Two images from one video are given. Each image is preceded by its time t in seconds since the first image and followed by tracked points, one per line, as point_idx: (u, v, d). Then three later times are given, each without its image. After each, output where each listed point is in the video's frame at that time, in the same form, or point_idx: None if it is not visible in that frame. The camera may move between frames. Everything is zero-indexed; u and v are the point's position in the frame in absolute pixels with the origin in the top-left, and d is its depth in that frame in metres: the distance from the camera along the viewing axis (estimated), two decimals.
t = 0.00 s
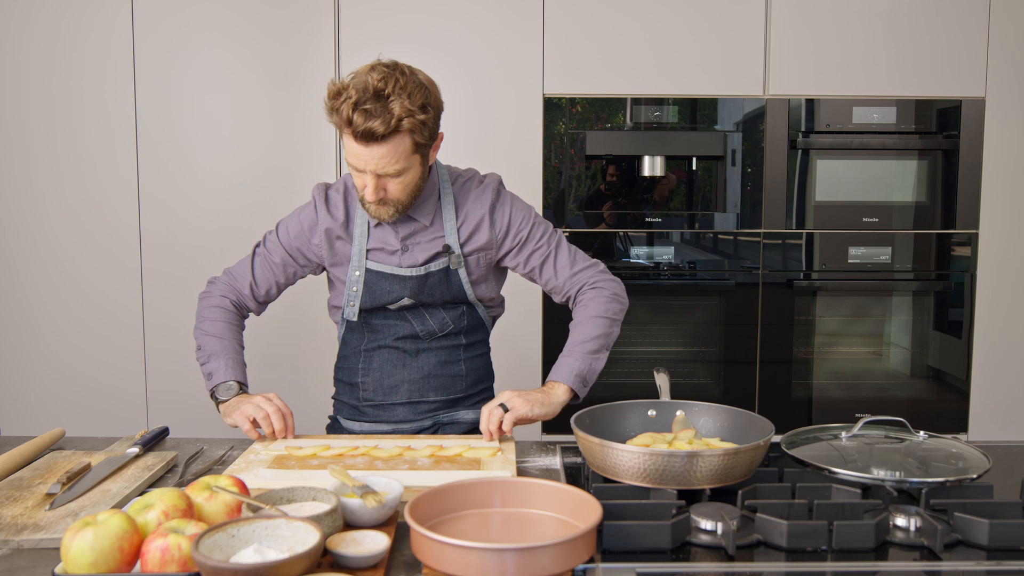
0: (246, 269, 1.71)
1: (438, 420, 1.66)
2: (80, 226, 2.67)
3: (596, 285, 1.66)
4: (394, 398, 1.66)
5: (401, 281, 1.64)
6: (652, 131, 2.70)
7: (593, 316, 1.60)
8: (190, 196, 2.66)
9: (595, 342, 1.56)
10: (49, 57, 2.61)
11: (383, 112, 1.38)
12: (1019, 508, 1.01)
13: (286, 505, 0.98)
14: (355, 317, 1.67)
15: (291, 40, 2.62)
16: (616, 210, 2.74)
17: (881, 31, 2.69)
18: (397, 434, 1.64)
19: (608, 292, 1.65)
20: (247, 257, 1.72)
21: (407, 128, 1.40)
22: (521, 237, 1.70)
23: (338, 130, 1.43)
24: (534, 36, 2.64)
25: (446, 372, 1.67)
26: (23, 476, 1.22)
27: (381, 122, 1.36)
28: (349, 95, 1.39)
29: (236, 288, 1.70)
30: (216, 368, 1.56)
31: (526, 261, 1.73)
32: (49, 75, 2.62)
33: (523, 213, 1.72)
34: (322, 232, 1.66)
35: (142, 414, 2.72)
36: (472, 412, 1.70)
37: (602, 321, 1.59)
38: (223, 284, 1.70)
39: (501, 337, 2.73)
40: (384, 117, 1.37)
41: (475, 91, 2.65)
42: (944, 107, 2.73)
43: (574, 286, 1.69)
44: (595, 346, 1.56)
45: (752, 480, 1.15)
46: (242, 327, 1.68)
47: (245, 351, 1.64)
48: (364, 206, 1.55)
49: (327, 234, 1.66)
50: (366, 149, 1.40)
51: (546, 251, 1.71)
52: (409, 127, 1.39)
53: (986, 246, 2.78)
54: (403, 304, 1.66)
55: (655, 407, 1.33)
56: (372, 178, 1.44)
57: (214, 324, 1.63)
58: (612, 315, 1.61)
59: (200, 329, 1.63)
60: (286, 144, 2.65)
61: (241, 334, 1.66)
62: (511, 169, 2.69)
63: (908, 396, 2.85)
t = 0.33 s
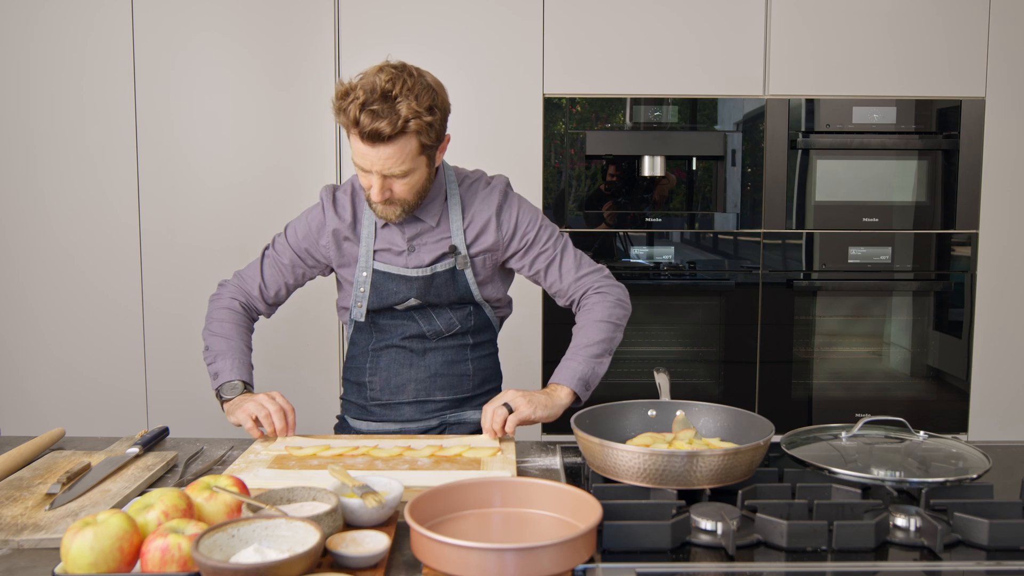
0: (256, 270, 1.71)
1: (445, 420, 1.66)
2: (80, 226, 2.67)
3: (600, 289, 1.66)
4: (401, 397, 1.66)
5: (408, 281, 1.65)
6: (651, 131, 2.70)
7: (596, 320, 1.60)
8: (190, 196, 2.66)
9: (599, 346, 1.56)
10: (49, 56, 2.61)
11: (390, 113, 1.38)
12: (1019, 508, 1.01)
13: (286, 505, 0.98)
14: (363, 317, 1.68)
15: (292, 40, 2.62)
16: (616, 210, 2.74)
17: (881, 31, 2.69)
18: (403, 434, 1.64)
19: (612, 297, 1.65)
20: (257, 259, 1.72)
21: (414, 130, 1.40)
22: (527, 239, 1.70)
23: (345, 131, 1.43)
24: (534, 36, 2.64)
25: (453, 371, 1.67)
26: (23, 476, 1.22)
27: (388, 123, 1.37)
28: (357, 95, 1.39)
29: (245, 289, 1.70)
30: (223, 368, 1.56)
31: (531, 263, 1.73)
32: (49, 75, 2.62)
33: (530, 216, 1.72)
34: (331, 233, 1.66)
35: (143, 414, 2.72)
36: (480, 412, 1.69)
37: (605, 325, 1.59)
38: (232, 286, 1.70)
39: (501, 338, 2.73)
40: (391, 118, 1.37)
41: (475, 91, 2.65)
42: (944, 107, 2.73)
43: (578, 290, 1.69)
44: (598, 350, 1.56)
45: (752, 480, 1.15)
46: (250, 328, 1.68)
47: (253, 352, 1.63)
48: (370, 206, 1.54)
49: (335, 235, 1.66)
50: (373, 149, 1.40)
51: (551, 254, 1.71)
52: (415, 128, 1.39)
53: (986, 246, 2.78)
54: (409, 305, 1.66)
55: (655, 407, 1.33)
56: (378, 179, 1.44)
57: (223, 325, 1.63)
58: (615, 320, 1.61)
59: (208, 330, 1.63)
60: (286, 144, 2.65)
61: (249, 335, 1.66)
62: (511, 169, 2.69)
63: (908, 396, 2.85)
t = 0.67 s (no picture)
0: (254, 272, 1.71)
1: (446, 420, 1.66)
2: (80, 226, 2.67)
3: (596, 292, 1.66)
4: (402, 397, 1.66)
5: (407, 282, 1.65)
6: (651, 131, 2.70)
7: (592, 324, 1.60)
8: (190, 195, 2.66)
9: (594, 349, 1.57)
10: (49, 56, 2.61)
11: (389, 114, 1.38)
12: (1019, 508, 1.01)
13: (286, 505, 0.98)
14: (362, 318, 1.68)
15: (292, 40, 2.62)
16: (616, 210, 2.74)
17: (881, 31, 2.69)
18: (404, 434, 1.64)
19: (608, 301, 1.65)
20: (255, 260, 1.72)
21: (414, 131, 1.40)
22: (525, 241, 1.70)
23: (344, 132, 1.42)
24: (534, 36, 2.64)
25: (454, 370, 1.67)
26: (23, 476, 1.22)
27: (388, 124, 1.36)
28: (356, 97, 1.39)
29: (243, 291, 1.69)
30: (223, 370, 1.55)
31: (529, 264, 1.73)
32: (49, 75, 2.62)
33: (528, 217, 1.72)
34: (329, 235, 1.66)
35: (143, 414, 2.72)
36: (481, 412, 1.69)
37: (600, 329, 1.59)
38: (230, 288, 1.70)
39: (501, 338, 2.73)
40: (391, 119, 1.37)
41: (475, 91, 2.65)
42: (944, 108, 2.73)
43: (575, 293, 1.69)
44: (593, 353, 1.56)
45: (752, 480, 1.15)
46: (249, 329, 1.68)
47: (252, 354, 1.63)
48: (369, 207, 1.54)
49: (334, 237, 1.66)
50: (372, 150, 1.40)
51: (549, 255, 1.71)
52: (415, 129, 1.39)
53: (986, 246, 2.78)
54: (410, 305, 1.66)
55: (655, 407, 1.33)
56: (377, 180, 1.43)
57: (222, 327, 1.63)
58: (610, 323, 1.61)
59: (207, 332, 1.62)
60: (286, 143, 2.65)
61: (249, 337, 1.66)
62: (512, 169, 2.69)
63: (907, 396, 2.85)
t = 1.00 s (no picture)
0: (252, 276, 1.71)
1: (443, 420, 1.66)
2: (80, 227, 2.67)
3: (586, 304, 1.69)
4: (398, 397, 1.66)
5: (403, 284, 1.64)
6: (651, 131, 2.70)
7: (582, 336, 1.63)
8: (190, 195, 2.66)
9: (583, 361, 1.60)
10: (49, 57, 2.61)
11: (384, 117, 1.38)
12: (1019, 508, 1.01)
13: (286, 505, 0.98)
14: (359, 319, 1.68)
15: (292, 40, 2.62)
16: (616, 210, 2.74)
17: (881, 31, 2.69)
18: (402, 434, 1.64)
19: (596, 315, 1.68)
20: (252, 264, 1.72)
21: (409, 133, 1.40)
22: (521, 248, 1.71)
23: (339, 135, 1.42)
24: (534, 36, 2.64)
25: (451, 371, 1.67)
26: (23, 476, 1.22)
27: (383, 126, 1.36)
28: (350, 100, 1.39)
29: (242, 295, 1.70)
30: (224, 373, 1.56)
31: (522, 271, 1.74)
32: (49, 75, 2.62)
33: (525, 223, 1.72)
34: (325, 237, 1.66)
35: (143, 414, 2.72)
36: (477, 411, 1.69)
37: (589, 343, 1.63)
38: (230, 292, 1.70)
39: (501, 338, 2.73)
40: (386, 121, 1.37)
41: (475, 91, 2.65)
42: (944, 107, 2.73)
43: (565, 302, 1.72)
44: (582, 365, 1.60)
45: (751, 480, 1.15)
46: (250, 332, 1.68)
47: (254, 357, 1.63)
48: (365, 210, 1.54)
49: (330, 238, 1.66)
50: (367, 153, 1.40)
51: (543, 264, 1.73)
52: (411, 131, 1.39)
53: (986, 246, 2.78)
54: (406, 306, 1.66)
55: (655, 407, 1.33)
56: (373, 183, 1.43)
57: (222, 331, 1.63)
58: (597, 337, 1.65)
59: (208, 336, 1.63)
60: (286, 143, 2.65)
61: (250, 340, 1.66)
62: (513, 170, 2.69)
63: (907, 396, 2.85)
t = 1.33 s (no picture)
0: (253, 281, 1.72)
1: (441, 419, 1.66)
2: (80, 227, 2.67)
3: (582, 306, 1.71)
4: (396, 398, 1.66)
5: (401, 286, 1.64)
6: (652, 131, 2.70)
7: (577, 337, 1.64)
8: (190, 195, 2.66)
9: (578, 362, 1.61)
10: (49, 57, 2.61)
11: (385, 121, 1.38)
12: (1019, 508, 1.01)
13: (286, 505, 0.98)
14: (357, 321, 1.68)
15: (293, 40, 2.62)
16: (616, 210, 2.74)
17: (881, 31, 2.69)
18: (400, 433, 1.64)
19: (590, 317, 1.69)
20: (252, 271, 1.72)
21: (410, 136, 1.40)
22: (519, 249, 1.71)
23: (338, 139, 1.42)
24: (534, 35, 2.64)
25: (449, 371, 1.67)
26: (23, 476, 1.22)
27: (384, 130, 1.36)
28: (350, 104, 1.39)
29: (244, 301, 1.70)
30: (229, 378, 1.56)
31: (519, 272, 1.74)
32: (49, 75, 2.62)
33: (523, 225, 1.73)
34: (322, 239, 1.65)
35: (142, 414, 2.72)
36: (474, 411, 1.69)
37: (585, 344, 1.64)
38: (231, 299, 1.71)
39: (501, 338, 2.73)
40: (387, 125, 1.37)
41: (475, 90, 2.65)
42: (944, 107, 2.73)
43: (561, 304, 1.73)
44: (577, 365, 1.61)
45: (751, 480, 1.15)
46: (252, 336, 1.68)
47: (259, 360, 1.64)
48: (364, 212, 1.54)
49: (327, 241, 1.66)
50: (369, 157, 1.40)
51: (540, 265, 1.74)
52: (412, 134, 1.39)
53: (986, 246, 2.78)
54: (404, 308, 1.66)
55: (655, 407, 1.33)
56: (374, 187, 1.43)
57: (226, 337, 1.63)
58: (593, 339, 1.66)
59: (213, 344, 1.63)
60: (286, 143, 2.65)
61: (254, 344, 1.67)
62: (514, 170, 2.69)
63: (907, 396, 2.85)
